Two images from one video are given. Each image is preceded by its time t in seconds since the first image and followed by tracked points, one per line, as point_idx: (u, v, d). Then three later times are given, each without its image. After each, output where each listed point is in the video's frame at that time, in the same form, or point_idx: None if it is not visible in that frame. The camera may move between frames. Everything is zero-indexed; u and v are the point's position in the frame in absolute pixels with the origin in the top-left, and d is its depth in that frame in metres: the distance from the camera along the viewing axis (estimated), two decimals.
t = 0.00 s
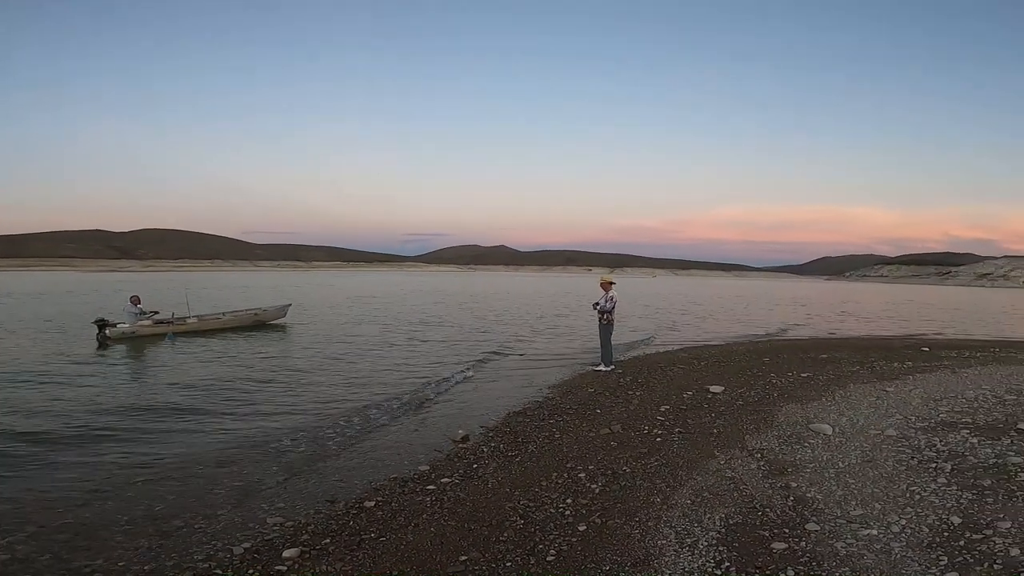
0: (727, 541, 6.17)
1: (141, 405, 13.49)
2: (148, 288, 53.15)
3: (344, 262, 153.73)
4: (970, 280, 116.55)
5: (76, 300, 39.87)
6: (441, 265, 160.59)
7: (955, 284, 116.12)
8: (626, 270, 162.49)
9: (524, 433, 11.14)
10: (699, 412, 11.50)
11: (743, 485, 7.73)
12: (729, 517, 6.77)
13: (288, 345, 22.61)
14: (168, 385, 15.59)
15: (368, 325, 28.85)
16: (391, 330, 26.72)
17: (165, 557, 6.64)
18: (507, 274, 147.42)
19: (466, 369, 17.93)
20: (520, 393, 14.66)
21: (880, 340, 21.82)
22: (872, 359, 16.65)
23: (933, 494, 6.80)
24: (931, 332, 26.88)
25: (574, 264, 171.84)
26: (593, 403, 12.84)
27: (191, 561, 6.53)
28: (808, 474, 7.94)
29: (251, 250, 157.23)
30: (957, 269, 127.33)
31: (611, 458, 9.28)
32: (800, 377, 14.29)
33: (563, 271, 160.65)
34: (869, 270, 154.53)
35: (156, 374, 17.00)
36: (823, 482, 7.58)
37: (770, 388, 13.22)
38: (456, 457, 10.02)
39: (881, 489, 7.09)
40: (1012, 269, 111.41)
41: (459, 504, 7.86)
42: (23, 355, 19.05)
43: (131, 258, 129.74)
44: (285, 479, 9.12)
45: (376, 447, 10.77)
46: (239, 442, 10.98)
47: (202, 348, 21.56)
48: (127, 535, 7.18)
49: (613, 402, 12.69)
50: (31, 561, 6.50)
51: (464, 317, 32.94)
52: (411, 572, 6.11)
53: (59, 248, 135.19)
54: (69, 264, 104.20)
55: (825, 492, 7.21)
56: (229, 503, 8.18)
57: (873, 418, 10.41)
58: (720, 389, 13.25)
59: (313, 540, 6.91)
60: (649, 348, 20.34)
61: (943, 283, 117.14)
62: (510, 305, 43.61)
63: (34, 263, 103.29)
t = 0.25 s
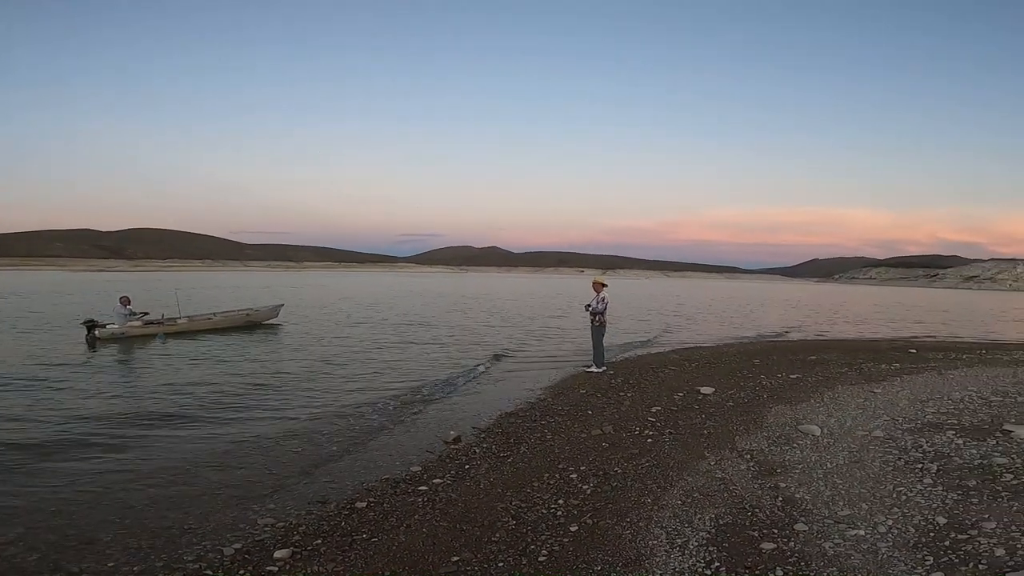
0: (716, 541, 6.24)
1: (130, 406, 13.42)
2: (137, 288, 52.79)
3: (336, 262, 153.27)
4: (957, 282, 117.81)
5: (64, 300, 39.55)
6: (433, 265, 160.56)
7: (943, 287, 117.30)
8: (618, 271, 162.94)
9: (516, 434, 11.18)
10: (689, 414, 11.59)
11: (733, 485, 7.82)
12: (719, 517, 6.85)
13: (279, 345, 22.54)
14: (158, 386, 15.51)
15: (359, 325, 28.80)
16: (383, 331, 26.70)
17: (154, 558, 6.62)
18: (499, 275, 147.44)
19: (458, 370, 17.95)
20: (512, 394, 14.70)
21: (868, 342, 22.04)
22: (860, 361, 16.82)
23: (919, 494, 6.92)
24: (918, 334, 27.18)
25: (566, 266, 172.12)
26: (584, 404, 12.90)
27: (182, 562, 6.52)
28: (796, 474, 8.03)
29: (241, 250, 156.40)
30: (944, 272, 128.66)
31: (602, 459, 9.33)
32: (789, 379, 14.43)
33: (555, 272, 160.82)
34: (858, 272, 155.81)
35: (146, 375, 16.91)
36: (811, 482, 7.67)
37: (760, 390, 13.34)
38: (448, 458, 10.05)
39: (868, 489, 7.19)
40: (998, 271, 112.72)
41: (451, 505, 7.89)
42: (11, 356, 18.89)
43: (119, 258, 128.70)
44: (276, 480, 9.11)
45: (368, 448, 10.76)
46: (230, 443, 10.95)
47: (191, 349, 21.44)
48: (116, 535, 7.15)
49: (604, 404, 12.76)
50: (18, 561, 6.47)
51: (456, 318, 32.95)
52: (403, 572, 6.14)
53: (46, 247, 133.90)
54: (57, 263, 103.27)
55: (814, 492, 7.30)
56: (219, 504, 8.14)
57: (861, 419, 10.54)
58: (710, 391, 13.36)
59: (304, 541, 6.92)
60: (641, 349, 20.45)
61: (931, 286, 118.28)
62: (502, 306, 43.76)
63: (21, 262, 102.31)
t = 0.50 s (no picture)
0: (713, 542, 6.28)
1: (127, 407, 13.40)
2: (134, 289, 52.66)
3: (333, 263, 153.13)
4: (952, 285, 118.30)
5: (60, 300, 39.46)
6: (430, 266, 160.49)
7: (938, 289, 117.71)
8: (615, 273, 163.09)
9: (514, 435, 11.21)
10: (686, 415, 11.63)
11: (729, 487, 7.86)
12: (715, 518, 6.89)
13: (276, 346, 22.53)
14: (155, 387, 15.50)
15: (357, 327, 28.81)
16: (380, 333, 26.72)
17: (151, 558, 6.63)
18: (496, 277, 147.45)
19: (454, 371, 17.97)
20: (509, 396, 14.72)
21: (863, 344, 22.14)
22: (855, 364, 16.91)
23: (914, 495, 6.97)
24: (914, 336, 27.28)
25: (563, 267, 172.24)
26: (581, 406, 12.93)
27: (179, 563, 6.53)
28: (792, 476, 8.08)
29: (238, 251, 156.14)
30: (940, 274, 129.13)
31: (600, 461, 9.36)
32: (784, 381, 14.49)
33: (552, 274, 160.87)
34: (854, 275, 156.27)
35: (142, 375, 16.89)
36: (807, 484, 7.72)
37: (756, 392, 13.40)
38: (445, 459, 10.07)
39: (863, 491, 7.23)
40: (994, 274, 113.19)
41: (448, 506, 7.91)
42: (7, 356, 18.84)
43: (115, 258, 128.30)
44: (274, 481, 9.12)
45: (365, 450, 10.77)
46: (227, 445, 10.94)
47: (188, 350, 21.42)
48: (113, 536, 7.16)
49: (601, 405, 12.80)
50: (14, 562, 6.47)
51: (453, 320, 32.97)
52: (401, 573, 6.16)
53: (42, 247, 133.51)
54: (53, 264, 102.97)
55: (809, 493, 7.35)
56: (215, 505, 8.14)
57: (856, 421, 10.59)
58: (707, 392, 13.41)
59: (302, 542, 6.94)
60: (637, 351, 20.50)
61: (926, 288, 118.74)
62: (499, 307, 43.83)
63: (17, 262, 101.99)
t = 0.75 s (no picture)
0: (710, 545, 6.29)
1: (127, 406, 13.40)
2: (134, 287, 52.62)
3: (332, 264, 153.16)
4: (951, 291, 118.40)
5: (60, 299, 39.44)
6: (430, 268, 160.51)
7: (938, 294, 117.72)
8: (615, 276, 163.12)
9: (513, 437, 11.21)
10: (684, 418, 11.64)
11: (727, 490, 7.88)
12: (713, 521, 6.90)
13: (276, 346, 22.51)
14: (155, 386, 15.51)
15: (356, 328, 28.82)
16: (380, 333, 26.73)
17: (148, 557, 6.64)
18: (496, 279, 147.44)
19: (454, 373, 17.97)
20: (508, 398, 14.72)
21: (863, 349, 22.15)
22: (854, 368, 16.92)
23: (911, 499, 6.98)
24: (913, 341, 27.29)
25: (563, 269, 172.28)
26: (580, 408, 12.94)
27: (176, 562, 6.53)
28: (790, 479, 8.10)
29: (238, 251, 156.06)
30: (940, 280, 129.24)
31: (598, 463, 9.37)
32: (784, 384, 14.49)
33: (552, 276, 160.86)
34: (854, 280, 156.33)
35: (141, 375, 16.88)
36: (805, 487, 7.73)
37: (755, 395, 13.40)
38: (444, 460, 10.08)
39: (861, 495, 7.25)
40: (993, 280, 113.25)
41: (447, 507, 7.92)
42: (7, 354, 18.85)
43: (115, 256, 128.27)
44: (272, 481, 9.13)
45: (364, 450, 10.77)
46: (226, 444, 10.94)
47: (188, 349, 21.40)
48: (109, 535, 7.16)
49: (600, 408, 12.82)
50: (11, 560, 6.47)
51: (453, 321, 32.98)
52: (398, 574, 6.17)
53: (43, 245, 133.42)
54: (53, 262, 102.95)
55: (807, 497, 7.36)
56: (213, 505, 8.14)
57: (855, 425, 10.60)
58: (706, 396, 13.41)
59: (300, 542, 6.94)
60: (636, 354, 20.50)
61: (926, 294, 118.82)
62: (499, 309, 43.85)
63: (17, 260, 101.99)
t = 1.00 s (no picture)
0: (708, 548, 6.30)
1: (125, 406, 13.39)
2: (134, 287, 52.59)
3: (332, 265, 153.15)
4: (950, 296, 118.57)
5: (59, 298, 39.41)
6: (429, 270, 160.57)
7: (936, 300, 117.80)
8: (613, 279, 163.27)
9: (511, 440, 11.22)
10: (683, 423, 11.65)
11: (725, 494, 7.89)
12: (711, 525, 6.91)
13: (274, 348, 22.50)
14: (153, 387, 15.49)
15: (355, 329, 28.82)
16: (379, 336, 26.72)
17: (145, 558, 6.64)
18: (495, 281, 147.39)
19: (452, 375, 17.96)
20: (507, 401, 14.71)
21: (861, 354, 22.17)
22: (852, 373, 16.92)
23: (908, 504, 7.00)
24: (911, 347, 27.29)
25: (563, 273, 172.25)
26: (579, 412, 12.94)
27: (173, 563, 6.54)
28: (787, 484, 8.11)
29: (238, 252, 156.01)
30: (939, 285, 129.34)
31: (596, 467, 9.38)
32: (782, 389, 14.50)
33: (551, 279, 160.86)
34: (853, 285, 156.41)
35: (140, 375, 16.86)
36: (802, 492, 7.75)
37: (754, 400, 13.41)
38: (442, 463, 10.08)
39: (858, 499, 7.26)
40: (992, 286, 113.34)
41: (444, 509, 7.93)
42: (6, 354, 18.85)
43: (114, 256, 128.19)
44: (270, 483, 9.13)
45: (362, 452, 10.77)
46: (224, 445, 10.93)
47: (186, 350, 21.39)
48: (106, 536, 7.15)
49: (599, 411, 12.83)
50: (6, 560, 6.46)
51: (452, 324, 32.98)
52: None
53: (42, 245, 133.27)
54: (52, 262, 102.90)
55: (804, 501, 7.38)
56: (211, 506, 8.13)
57: (853, 430, 10.62)
58: (704, 400, 13.41)
59: (297, 544, 6.95)
60: (635, 358, 20.51)
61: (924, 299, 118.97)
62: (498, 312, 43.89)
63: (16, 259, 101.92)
